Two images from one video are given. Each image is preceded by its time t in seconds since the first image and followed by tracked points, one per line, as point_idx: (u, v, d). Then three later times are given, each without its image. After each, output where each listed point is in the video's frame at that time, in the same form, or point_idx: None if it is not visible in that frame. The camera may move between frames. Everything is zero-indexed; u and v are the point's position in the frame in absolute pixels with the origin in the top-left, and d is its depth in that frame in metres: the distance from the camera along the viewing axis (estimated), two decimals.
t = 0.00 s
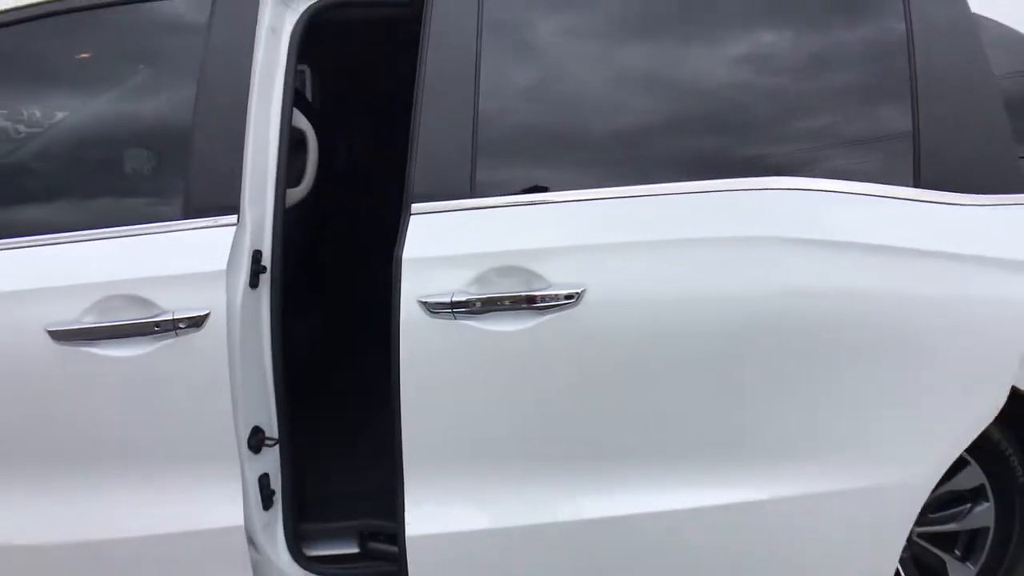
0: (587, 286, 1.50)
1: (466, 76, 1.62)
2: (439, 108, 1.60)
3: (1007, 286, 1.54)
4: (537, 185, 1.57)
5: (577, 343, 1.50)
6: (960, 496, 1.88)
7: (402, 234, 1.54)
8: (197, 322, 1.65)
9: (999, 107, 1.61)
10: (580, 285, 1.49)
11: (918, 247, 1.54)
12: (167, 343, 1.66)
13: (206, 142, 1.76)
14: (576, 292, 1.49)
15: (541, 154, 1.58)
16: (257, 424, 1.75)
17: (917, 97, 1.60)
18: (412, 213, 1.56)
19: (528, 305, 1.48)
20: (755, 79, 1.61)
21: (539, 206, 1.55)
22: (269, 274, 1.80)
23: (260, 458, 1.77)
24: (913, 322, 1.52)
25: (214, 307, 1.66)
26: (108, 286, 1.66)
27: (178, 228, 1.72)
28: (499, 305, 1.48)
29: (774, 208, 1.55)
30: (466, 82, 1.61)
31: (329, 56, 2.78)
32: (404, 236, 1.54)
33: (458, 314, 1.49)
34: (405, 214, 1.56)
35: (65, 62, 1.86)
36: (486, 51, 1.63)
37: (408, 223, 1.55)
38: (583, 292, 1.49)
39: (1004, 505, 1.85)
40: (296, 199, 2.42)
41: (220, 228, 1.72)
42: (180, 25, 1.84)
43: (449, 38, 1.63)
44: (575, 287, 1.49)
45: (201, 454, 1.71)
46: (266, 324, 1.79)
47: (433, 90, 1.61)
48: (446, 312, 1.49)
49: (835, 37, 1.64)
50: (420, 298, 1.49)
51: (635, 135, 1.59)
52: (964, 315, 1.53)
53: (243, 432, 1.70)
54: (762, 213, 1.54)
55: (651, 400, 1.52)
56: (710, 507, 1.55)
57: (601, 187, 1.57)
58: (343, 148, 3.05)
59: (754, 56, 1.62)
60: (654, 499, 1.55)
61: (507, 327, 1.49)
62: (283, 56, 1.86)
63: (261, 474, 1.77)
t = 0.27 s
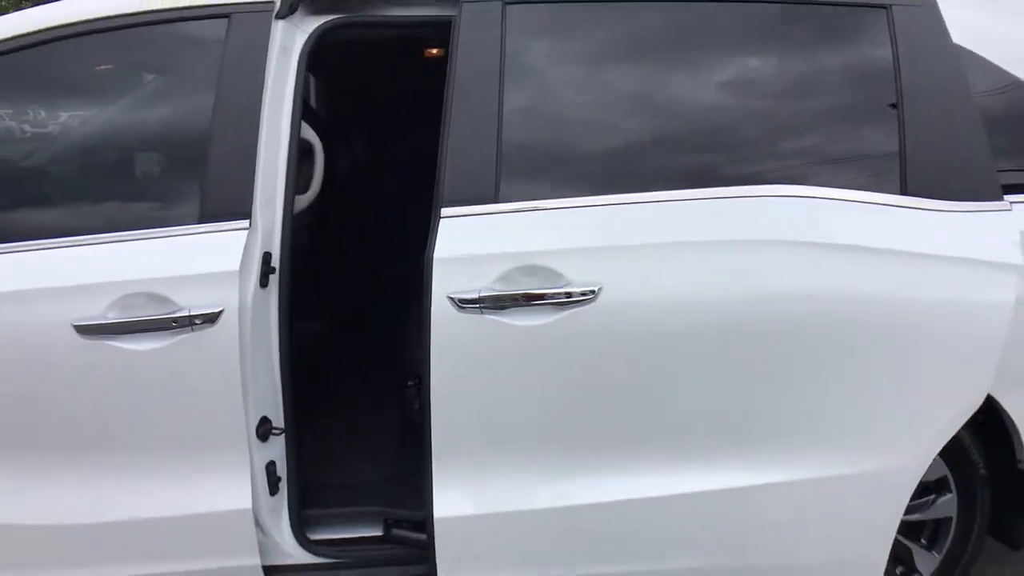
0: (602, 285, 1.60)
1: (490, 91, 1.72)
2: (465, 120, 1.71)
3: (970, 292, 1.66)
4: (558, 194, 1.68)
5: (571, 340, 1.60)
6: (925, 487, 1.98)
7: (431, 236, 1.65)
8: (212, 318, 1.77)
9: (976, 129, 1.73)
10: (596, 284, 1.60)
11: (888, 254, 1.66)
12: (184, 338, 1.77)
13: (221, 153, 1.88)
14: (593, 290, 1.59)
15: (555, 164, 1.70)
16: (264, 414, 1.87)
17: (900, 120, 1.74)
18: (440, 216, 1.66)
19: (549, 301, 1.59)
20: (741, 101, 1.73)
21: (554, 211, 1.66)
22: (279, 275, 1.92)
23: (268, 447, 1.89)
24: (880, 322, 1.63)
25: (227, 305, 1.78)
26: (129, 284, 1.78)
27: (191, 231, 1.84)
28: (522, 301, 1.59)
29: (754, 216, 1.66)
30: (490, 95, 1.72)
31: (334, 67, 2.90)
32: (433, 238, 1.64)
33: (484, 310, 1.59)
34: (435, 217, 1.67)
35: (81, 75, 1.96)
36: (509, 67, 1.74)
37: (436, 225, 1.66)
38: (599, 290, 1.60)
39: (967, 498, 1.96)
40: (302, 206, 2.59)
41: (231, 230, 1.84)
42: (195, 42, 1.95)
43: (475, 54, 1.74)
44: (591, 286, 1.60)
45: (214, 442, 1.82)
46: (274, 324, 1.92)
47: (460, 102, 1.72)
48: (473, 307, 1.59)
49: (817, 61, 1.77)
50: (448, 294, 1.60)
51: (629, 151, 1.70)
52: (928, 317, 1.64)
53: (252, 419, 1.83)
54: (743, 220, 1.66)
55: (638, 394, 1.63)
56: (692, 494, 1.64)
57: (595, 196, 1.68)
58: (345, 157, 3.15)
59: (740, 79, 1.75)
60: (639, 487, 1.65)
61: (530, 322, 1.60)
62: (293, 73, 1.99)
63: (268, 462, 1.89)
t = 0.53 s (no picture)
0: (624, 286, 1.72)
1: (518, 108, 1.85)
2: (496, 135, 1.84)
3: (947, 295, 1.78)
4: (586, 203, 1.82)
5: (573, 340, 1.71)
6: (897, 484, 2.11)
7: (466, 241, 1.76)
8: (233, 317, 1.88)
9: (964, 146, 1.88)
10: (618, 285, 1.72)
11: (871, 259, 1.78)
12: (207, 337, 1.89)
13: (242, 166, 2.01)
14: (616, 290, 1.71)
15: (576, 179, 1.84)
16: (279, 408, 2.01)
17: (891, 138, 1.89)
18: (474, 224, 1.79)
19: (579, 301, 1.71)
20: (729, 124, 1.88)
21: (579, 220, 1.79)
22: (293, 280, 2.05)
23: (283, 439, 2.03)
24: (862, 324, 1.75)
25: (247, 306, 1.90)
26: (154, 287, 1.89)
27: (211, 237, 1.97)
28: (552, 301, 1.70)
29: (743, 226, 1.79)
30: (519, 113, 1.85)
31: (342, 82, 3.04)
32: (469, 243, 1.76)
33: (516, 309, 1.71)
34: (469, 224, 1.79)
35: (102, 94, 2.07)
36: (536, 86, 1.87)
37: (471, 231, 1.78)
38: (621, 291, 1.71)
39: (935, 491, 2.08)
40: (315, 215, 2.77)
41: (249, 237, 1.96)
42: (215, 64, 2.07)
43: (505, 73, 1.87)
44: (613, 287, 1.71)
45: (232, 435, 1.94)
46: (288, 325, 2.05)
47: (491, 120, 1.85)
48: (505, 307, 1.70)
49: (805, 88, 1.92)
50: (481, 295, 1.71)
51: (623, 167, 1.85)
52: (903, 319, 1.76)
53: (268, 413, 1.95)
54: (732, 229, 1.78)
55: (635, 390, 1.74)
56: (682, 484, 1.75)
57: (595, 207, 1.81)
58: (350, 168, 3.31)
59: (727, 103, 1.90)
60: (632, 477, 1.76)
61: (561, 319, 1.71)
62: (309, 91, 2.08)
63: (283, 453, 2.02)
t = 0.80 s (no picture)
0: (641, 284, 1.83)
1: (539, 119, 1.98)
2: (519, 144, 1.96)
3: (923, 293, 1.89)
4: (603, 208, 1.93)
5: (572, 336, 1.81)
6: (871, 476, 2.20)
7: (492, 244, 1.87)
8: (248, 316, 1.97)
9: (953, 156, 2.03)
10: (636, 285, 1.83)
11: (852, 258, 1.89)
12: (224, 334, 1.98)
13: (254, 173, 2.11)
14: (633, 289, 1.82)
15: (592, 185, 1.96)
16: (290, 401, 2.10)
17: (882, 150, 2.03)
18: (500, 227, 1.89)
19: (599, 299, 1.82)
20: (719, 138, 2.02)
21: (595, 223, 1.90)
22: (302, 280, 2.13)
23: (292, 430, 2.12)
24: (842, 320, 1.86)
25: (261, 306, 1.99)
26: (170, 287, 1.98)
27: (224, 239, 2.06)
28: (575, 299, 1.81)
29: (730, 228, 1.91)
30: (540, 123, 1.98)
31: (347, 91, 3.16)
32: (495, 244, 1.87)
33: (541, 307, 1.82)
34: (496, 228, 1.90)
35: (116, 106, 2.18)
36: (555, 99, 2.01)
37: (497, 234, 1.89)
38: (638, 290, 1.83)
39: (909, 481, 2.17)
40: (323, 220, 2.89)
41: (261, 239, 2.06)
42: (227, 78, 2.17)
43: (526, 87, 2.00)
44: (631, 286, 1.83)
45: (244, 427, 2.03)
46: (297, 323, 2.14)
47: (514, 130, 1.98)
48: (530, 305, 1.81)
49: (795, 103, 2.06)
50: (508, 293, 1.81)
51: (623, 175, 1.98)
52: (886, 316, 1.87)
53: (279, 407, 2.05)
54: (720, 231, 1.90)
55: (629, 383, 1.85)
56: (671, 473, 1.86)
57: (599, 212, 1.93)
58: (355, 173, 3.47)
59: (716, 118, 2.04)
60: (624, 466, 1.87)
61: (582, 316, 1.82)
62: (317, 103, 2.18)
63: (292, 443, 2.12)
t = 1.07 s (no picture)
0: (651, 279, 1.92)
1: (552, 122, 2.07)
2: (534, 147, 2.05)
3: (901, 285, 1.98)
4: (616, 206, 2.02)
5: (577, 329, 1.90)
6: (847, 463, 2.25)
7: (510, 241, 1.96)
8: (251, 312, 2.05)
9: (947, 157, 2.12)
10: (646, 280, 1.91)
11: (834, 251, 1.97)
12: (229, 329, 2.05)
13: (258, 176, 2.18)
14: (642, 284, 1.90)
15: (604, 185, 2.06)
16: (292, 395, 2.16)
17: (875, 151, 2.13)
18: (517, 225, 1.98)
19: (611, 293, 1.90)
20: (717, 141, 2.11)
21: (605, 220, 1.98)
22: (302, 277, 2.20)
23: (294, 421, 2.19)
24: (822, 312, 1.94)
25: (262, 302, 2.06)
26: (177, 284, 2.04)
27: (226, 239, 2.13)
28: (587, 294, 1.90)
29: (717, 226, 1.99)
30: (554, 127, 2.07)
31: (346, 94, 3.23)
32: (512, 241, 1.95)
33: (555, 302, 1.90)
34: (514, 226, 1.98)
35: (121, 111, 2.24)
36: (567, 103, 2.10)
37: (513, 232, 1.98)
38: (647, 284, 1.91)
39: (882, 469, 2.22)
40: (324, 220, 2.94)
41: (262, 239, 2.12)
42: (230, 84, 2.24)
43: (540, 92, 2.09)
44: (641, 281, 1.91)
45: (248, 419, 2.10)
46: (298, 321, 2.21)
47: (529, 133, 2.07)
48: (545, 299, 1.90)
49: (792, 107, 2.15)
50: (524, 288, 1.90)
51: (627, 176, 2.07)
52: (873, 308, 1.96)
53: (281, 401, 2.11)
54: (706, 228, 1.98)
55: (621, 374, 1.93)
56: (660, 461, 1.95)
57: (603, 210, 2.01)
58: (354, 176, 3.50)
59: (715, 121, 2.13)
60: (615, 453, 1.95)
61: (596, 310, 1.91)
62: (317, 106, 2.23)
63: (294, 434, 2.18)
